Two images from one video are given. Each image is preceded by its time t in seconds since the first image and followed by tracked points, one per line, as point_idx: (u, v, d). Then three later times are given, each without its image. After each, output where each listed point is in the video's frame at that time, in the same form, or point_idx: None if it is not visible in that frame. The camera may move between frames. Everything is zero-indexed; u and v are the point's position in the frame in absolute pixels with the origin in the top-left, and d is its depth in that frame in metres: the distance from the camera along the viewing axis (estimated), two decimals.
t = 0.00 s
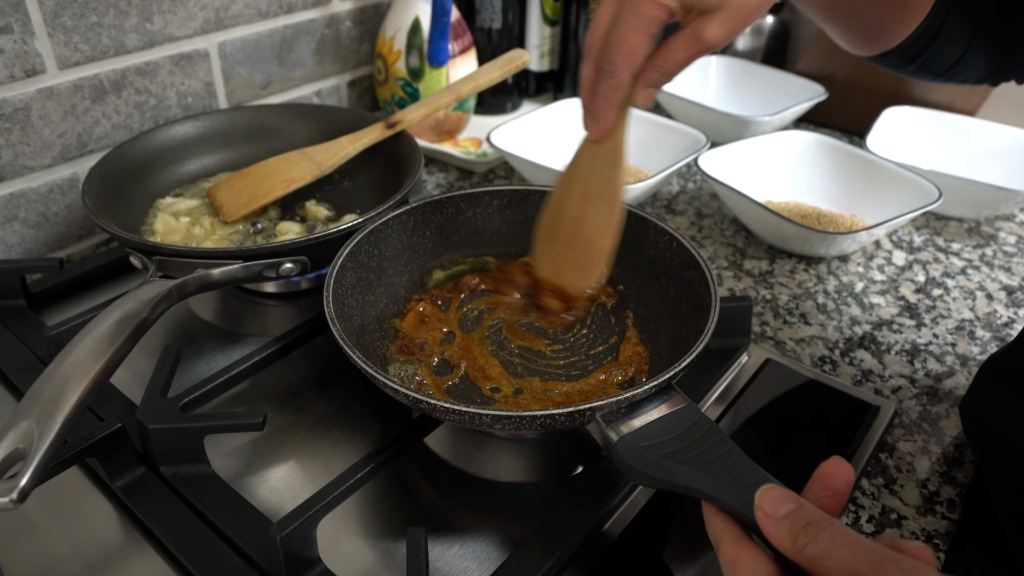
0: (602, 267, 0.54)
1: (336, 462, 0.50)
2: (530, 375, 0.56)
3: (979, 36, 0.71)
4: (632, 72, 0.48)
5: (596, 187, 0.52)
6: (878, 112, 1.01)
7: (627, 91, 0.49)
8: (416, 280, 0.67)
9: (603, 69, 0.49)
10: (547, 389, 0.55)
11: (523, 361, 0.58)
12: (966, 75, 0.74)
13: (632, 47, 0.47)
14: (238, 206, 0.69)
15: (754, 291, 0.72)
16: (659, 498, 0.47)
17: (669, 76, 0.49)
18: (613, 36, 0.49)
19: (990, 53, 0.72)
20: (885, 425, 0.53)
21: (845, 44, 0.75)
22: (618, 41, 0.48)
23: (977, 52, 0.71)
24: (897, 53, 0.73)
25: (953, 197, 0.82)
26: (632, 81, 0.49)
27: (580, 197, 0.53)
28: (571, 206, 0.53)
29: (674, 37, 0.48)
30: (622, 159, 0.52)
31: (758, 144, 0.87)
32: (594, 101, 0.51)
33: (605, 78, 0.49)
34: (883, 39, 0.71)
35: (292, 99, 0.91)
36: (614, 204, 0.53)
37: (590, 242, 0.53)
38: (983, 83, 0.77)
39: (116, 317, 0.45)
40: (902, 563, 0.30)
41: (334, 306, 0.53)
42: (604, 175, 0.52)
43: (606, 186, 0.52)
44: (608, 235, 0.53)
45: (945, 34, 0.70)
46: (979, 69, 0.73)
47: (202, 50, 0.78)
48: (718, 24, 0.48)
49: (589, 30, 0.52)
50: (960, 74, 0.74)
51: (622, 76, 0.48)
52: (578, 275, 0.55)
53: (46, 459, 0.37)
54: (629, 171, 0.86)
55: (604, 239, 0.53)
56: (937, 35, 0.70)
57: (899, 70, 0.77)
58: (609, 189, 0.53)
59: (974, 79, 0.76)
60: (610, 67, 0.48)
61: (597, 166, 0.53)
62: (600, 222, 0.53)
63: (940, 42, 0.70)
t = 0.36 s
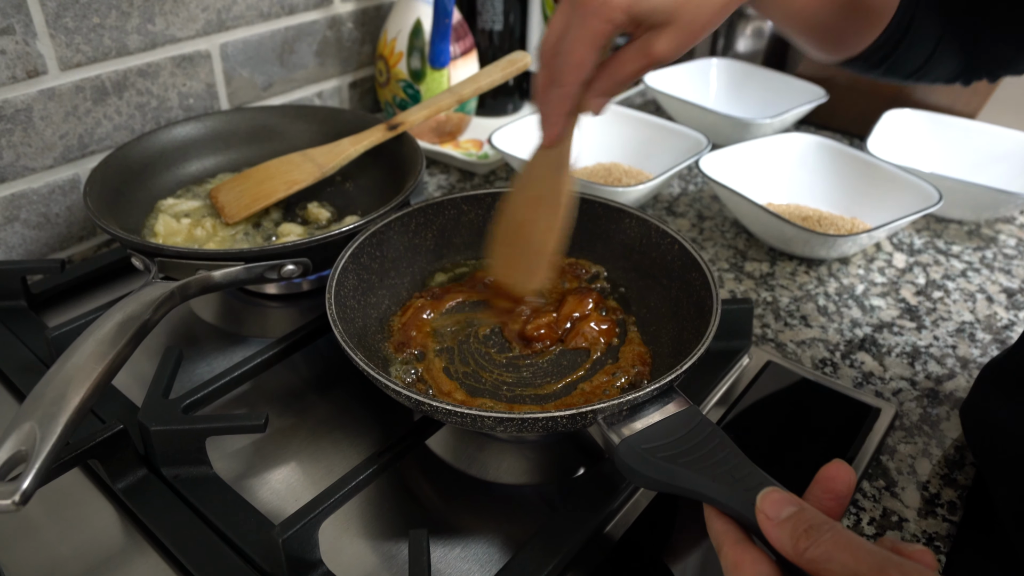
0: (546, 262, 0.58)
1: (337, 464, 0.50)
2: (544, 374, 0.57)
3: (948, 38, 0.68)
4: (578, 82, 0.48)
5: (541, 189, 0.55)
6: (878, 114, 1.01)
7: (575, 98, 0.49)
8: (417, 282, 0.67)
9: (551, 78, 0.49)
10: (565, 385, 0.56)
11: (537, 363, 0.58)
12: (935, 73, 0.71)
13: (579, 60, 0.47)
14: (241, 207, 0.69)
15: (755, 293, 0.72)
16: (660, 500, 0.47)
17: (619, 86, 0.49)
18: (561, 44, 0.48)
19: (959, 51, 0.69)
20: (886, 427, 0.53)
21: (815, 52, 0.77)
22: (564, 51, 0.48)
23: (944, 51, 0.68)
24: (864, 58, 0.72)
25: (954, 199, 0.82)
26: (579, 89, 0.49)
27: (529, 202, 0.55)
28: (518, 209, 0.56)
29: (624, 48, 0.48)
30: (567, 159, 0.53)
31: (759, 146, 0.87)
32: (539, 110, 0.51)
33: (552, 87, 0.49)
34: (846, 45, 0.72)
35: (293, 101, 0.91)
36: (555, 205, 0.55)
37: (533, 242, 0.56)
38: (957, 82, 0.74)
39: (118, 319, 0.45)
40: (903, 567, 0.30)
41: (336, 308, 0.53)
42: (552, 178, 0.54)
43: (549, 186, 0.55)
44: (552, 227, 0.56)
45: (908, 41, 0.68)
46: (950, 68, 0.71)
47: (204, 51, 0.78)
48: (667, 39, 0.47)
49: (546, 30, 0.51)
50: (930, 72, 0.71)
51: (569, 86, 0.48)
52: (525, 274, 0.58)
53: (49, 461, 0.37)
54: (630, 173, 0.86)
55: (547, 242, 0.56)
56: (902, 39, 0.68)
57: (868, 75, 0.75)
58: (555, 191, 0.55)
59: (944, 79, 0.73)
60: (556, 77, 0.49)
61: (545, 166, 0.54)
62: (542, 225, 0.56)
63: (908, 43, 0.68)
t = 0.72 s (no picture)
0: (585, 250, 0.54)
1: (338, 467, 0.50)
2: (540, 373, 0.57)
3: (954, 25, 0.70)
4: (605, 57, 0.49)
5: (575, 176, 0.53)
6: (878, 117, 1.01)
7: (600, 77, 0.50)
8: (417, 285, 0.67)
9: (574, 60, 0.50)
10: (567, 381, 0.56)
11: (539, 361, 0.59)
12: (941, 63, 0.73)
13: (603, 35, 0.49)
14: (241, 210, 0.69)
15: (755, 296, 0.72)
16: (660, 504, 0.48)
17: (643, 66, 0.51)
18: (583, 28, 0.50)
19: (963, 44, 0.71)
20: (886, 430, 0.53)
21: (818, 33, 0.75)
22: (587, 31, 0.49)
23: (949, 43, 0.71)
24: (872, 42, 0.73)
25: (953, 202, 0.82)
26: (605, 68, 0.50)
27: (559, 186, 0.54)
28: (548, 197, 0.54)
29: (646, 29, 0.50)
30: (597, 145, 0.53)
31: (759, 149, 0.87)
32: (566, 91, 0.52)
33: (574, 68, 0.50)
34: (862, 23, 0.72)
35: (293, 103, 0.91)
36: (589, 182, 0.53)
37: (570, 227, 0.54)
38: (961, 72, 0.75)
39: (120, 322, 0.45)
40: (903, 570, 0.30)
41: (337, 311, 0.53)
42: (579, 167, 0.53)
43: (582, 170, 0.53)
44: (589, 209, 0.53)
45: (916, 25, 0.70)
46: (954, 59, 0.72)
47: (204, 53, 0.78)
48: (693, 8, 0.48)
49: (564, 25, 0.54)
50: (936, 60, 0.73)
51: (594, 62, 0.49)
52: (562, 261, 0.54)
53: (50, 464, 0.37)
54: (630, 175, 0.86)
55: (585, 222, 0.53)
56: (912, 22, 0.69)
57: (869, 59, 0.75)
58: (587, 174, 0.53)
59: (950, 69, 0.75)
60: (580, 59, 0.50)
61: (570, 159, 0.54)
62: (575, 210, 0.53)
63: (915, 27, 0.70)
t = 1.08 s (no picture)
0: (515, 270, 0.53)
1: (337, 470, 0.50)
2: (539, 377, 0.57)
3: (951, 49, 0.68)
4: (572, 67, 0.54)
5: (518, 186, 0.56)
6: (876, 120, 1.02)
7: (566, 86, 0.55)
8: (417, 288, 0.67)
9: (546, 63, 0.55)
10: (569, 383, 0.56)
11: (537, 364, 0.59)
12: (938, 89, 0.73)
13: (576, 42, 0.53)
14: (238, 214, 0.69)
15: (754, 299, 0.72)
16: (659, 507, 0.48)
17: (613, 82, 0.54)
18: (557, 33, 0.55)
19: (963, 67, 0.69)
20: (885, 434, 0.53)
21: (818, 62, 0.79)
22: (561, 37, 0.54)
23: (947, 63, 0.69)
24: (868, 69, 0.74)
25: (952, 205, 0.82)
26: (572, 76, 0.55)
27: (505, 196, 0.56)
28: (496, 204, 0.56)
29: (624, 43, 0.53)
30: (553, 157, 0.56)
31: (758, 152, 0.87)
32: (532, 95, 0.56)
33: (546, 71, 0.55)
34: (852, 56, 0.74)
35: (293, 106, 0.91)
36: (535, 199, 0.55)
37: (505, 242, 0.54)
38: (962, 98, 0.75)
39: (119, 326, 0.45)
40: None
41: (336, 315, 0.53)
42: (533, 177, 0.56)
43: (532, 187, 0.55)
44: (526, 232, 0.54)
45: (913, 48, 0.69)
46: (953, 83, 0.72)
47: (203, 56, 0.78)
48: (666, 29, 0.52)
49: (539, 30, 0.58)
50: (933, 87, 0.73)
51: (562, 69, 0.54)
52: (489, 274, 0.54)
53: (48, 469, 0.37)
54: (628, 178, 0.86)
55: (520, 241, 0.54)
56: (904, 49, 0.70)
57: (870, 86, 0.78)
58: (537, 187, 0.55)
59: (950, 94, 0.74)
60: (552, 61, 0.54)
61: (529, 164, 0.57)
62: (516, 221, 0.55)
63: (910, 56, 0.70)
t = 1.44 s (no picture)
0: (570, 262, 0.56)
1: (334, 475, 0.50)
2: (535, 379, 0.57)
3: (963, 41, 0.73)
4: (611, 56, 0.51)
5: (565, 179, 0.55)
6: (874, 123, 1.02)
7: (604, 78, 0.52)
8: (415, 292, 0.67)
9: (584, 54, 0.52)
10: (569, 389, 0.56)
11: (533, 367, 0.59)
12: (955, 70, 0.77)
13: (614, 26, 0.50)
14: (233, 219, 0.69)
15: (751, 302, 0.72)
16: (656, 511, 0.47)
17: (647, 68, 0.51)
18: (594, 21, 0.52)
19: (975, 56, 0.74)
20: (883, 437, 0.53)
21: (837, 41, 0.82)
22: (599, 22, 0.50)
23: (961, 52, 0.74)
24: (884, 49, 0.77)
25: (949, 208, 0.83)
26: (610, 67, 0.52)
27: (553, 188, 0.56)
28: (544, 198, 0.56)
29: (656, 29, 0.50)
30: (597, 146, 0.55)
31: (756, 155, 0.88)
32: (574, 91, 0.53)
33: (584, 62, 0.52)
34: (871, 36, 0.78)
35: (290, 109, 0.91)
36: (584, 191, 0.55)
37: (559, 236, 0.56)
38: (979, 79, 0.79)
39: (115, 330, 0.45)
40: None
41: (333, 319, 0.53)
42: (575, 170, 0.55)
43: (578, 178, 0.55)
44: (578, 224, 0.55)
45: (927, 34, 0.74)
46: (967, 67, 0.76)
47: (200, 60, 0.78)
48: (703, 9, 0.48)
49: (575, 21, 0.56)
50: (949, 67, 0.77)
51: (602, 60, 0.51)
52: (547, 270, 0.56)
53: (44, 474, 0.37)
54: (626, 181, 0.86)
55: (572, 232, 0.55)
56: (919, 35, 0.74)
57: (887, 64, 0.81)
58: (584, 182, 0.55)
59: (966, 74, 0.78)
60: (590, 52, 0.51)
61: (570, 158, 0.55)
62: (569, 216, 0.55)
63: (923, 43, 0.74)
